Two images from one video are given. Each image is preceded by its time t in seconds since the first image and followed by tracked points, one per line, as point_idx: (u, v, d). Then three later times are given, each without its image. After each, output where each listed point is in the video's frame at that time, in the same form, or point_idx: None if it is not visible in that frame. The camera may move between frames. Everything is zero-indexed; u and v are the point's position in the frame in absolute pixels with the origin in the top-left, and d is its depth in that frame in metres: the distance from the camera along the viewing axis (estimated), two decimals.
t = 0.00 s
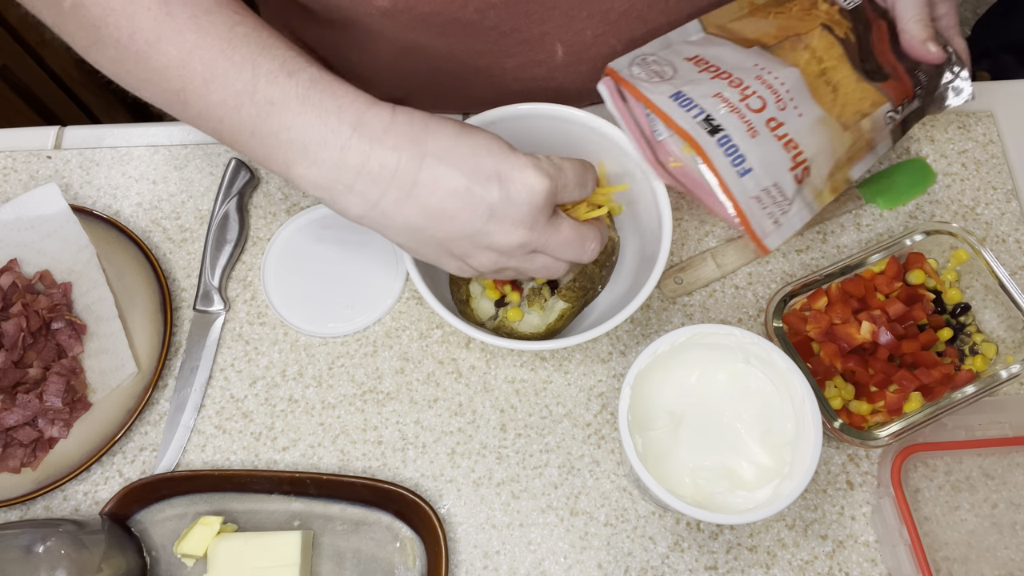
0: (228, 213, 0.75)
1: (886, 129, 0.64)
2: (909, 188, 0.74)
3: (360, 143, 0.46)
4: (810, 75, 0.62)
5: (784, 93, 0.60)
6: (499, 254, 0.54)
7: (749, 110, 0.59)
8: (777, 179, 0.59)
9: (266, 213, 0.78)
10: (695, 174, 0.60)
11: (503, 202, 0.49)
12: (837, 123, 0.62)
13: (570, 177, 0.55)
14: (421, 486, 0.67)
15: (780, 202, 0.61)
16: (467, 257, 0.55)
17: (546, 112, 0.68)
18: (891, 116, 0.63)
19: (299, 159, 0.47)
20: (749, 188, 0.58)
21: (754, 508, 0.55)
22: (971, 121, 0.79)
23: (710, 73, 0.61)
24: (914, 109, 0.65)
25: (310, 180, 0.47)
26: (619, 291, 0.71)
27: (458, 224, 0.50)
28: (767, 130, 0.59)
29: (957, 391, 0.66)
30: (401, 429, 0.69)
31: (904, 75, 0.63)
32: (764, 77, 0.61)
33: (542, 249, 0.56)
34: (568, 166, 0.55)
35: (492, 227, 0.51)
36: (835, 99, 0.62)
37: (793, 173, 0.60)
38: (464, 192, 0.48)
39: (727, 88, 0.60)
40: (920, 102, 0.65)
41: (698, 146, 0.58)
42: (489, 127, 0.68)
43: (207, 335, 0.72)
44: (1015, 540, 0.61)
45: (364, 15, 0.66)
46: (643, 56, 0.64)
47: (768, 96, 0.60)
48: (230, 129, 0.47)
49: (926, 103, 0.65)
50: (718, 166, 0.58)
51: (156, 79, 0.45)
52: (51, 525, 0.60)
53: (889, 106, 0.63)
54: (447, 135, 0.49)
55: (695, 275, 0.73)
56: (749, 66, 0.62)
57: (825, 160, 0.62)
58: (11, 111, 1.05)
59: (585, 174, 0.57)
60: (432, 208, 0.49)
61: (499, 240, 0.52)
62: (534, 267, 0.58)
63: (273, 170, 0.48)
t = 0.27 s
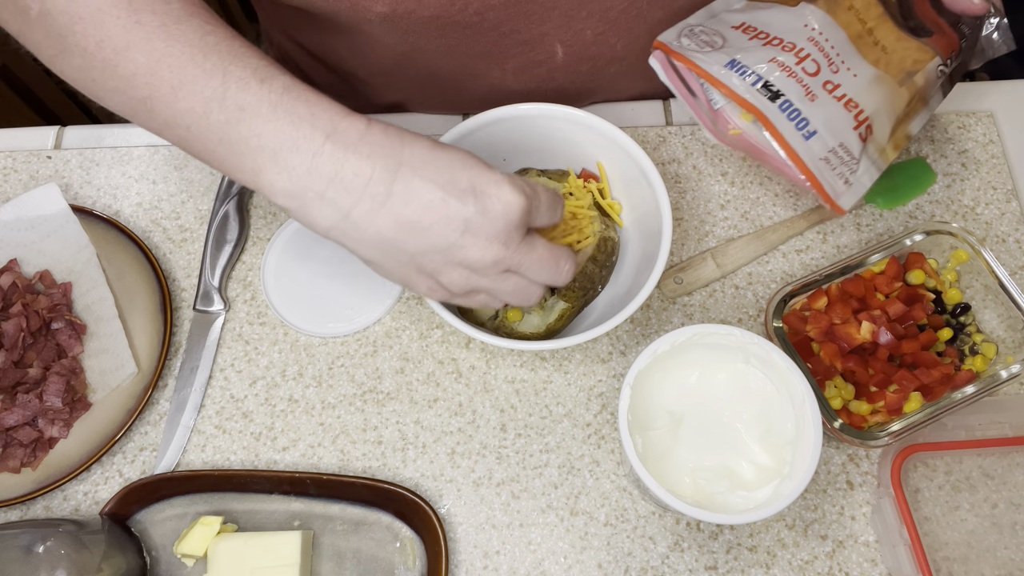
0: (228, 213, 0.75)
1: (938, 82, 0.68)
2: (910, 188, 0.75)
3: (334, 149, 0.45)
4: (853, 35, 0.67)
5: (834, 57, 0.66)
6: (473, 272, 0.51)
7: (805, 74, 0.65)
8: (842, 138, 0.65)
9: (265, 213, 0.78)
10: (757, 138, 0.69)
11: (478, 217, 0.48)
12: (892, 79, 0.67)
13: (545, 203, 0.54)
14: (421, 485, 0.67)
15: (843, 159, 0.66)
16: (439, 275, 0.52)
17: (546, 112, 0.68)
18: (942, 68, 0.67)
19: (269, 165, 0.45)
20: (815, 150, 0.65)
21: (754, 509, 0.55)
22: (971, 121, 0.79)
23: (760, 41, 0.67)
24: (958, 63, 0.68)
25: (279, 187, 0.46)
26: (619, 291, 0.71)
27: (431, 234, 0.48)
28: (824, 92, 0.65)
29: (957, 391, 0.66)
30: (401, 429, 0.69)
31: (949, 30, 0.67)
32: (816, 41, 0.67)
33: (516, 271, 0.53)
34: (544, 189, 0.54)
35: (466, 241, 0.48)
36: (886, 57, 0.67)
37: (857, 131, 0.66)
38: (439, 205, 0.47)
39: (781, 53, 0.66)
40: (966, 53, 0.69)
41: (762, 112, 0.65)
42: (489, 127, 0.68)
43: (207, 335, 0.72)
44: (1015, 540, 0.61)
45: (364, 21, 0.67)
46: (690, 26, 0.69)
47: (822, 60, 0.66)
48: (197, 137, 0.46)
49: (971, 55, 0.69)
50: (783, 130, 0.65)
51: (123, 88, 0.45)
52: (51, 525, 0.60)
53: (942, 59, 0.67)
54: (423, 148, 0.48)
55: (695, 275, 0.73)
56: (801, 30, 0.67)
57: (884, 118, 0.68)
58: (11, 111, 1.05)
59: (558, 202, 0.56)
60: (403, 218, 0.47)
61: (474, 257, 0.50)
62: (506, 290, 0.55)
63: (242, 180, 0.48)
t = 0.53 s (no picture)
0: (228, 213, 0.75)
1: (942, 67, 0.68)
2: (910, 188, 0.75)
3: (316, 150, 0.46)
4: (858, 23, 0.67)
5: (841, 43, 0.66)
6: (446, 289, 0.51)
7: (813, 60, 0.65)
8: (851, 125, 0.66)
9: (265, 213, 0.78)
10: (767, 125, 0.70)
11: (458, 231, 0.49)
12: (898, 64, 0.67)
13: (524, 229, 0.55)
14: (421, 485, 0.67)
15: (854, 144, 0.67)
16: (412, 290, 0.52)
17: (546, 112, 0.68)
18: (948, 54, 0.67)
19: (246, 163, 0.46)
20: (825, 136, 0.66)
21: (754, 509, 0.55)
22: (971, 122, 0.79)
23: (767, 29, 0.68)
24: (962, 48, 0.69)
25: (255, 186, 0.46)
26: (619, 291, 0.71)
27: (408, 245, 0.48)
28: (834, 79, 0.65)
29: (957, 391, 0.66)
30: (401, 429, 0.69)
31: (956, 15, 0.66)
32: (823, 28, 0.66)
33: (487, 293, 0.54)
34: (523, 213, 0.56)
35: (443, 256, 0.49)
36: (892, 45, 0.67)
37: (867, 117, 0.66)
38: (420, 216, 0.48)
39: (788, 40, 0.66)
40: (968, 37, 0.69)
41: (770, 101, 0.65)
42: (489, 128, 0.68)
43: (207, 335, 0.72)
44: (1015, 540, 0.61)
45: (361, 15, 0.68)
46: (695, 16, 0.70)
47: (828, 47, 0.66)
48: (175, 134, 0.46)
49: (973, 38, 0.70)
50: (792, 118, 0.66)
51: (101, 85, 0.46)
52: (51, 525, 0.60)
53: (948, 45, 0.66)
54: (407, 160, 0.50)
55: (695, 275, 0.73)
56: (808, 17, 0.67)
57: (893, 104, 0.67)
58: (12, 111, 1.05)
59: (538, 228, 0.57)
60: (382, 226, 0.47)
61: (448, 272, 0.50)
62: (476, 311, 0.55)
63: (218, 178, 0.48)
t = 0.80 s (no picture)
0: (228, 213, 0.75)
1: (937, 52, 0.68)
2: (910, 187, 0.74)
3: (327, 133, 0.46)
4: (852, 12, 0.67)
5: (836, 32, 0.66)
6: (446, 283, 0.52)
7: (809, 49, 0.66)
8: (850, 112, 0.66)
9: (266, 213, 0.78)
10: (767, 114, 0.70)
11: (464, 226, 0.49)
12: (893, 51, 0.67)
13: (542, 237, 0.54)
14: (421, 486, 0.67)
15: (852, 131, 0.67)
16: (413, 283, 0.52)
17: (546, 112, 0.68)
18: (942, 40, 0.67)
19: (255, 143, 0.46)
20: (824, 123, 0.66)
21: (754, 508, 0.55)
22: (970, 122, 0.79)
23: (763, 18, 0.68)
24: (957, 36, 0.69)
25: (263, 167, 0.46)
26: (618, 291, 0.71)
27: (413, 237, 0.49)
28: (830, 67, 0.66)
29: (957, 391, 0.66)
30: (401, 429, 0.69)
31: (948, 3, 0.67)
32: (818, 17, 0.67)
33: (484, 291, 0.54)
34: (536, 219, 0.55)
35: (447, 250, 0.49)
36: (887, 32, 0.67)
37: (865, 105, 0.66)
38: (427, 208, 0.48)
39: (784, 29, 0.66)
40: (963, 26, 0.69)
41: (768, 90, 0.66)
42: (489, 128, 0.68)
43: (207, 335, 0.72)
44: (1015, 540, 0.61)
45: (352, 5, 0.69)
46: (690, 6, 0.70)
47: (824, 36, 0.66)
48: (181, 117, 0.46)
49: (967, 27, 0.70)
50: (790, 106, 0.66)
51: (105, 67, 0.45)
52: (51, 525, 0.60)
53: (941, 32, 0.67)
54: (417, 152, 0.50)
55: (695, 274, 0.73)
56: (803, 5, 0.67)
57: (890, 90, 0.67)
58: (12, 112, 1.05)
59: (560, 244, 0.55)
60: (388, 214, 0.48)
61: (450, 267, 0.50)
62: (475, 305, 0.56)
63: (224, 161, 0.48)
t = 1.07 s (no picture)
0: (228, 213, 0.75)
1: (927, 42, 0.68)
2: (910, 188, 0.74)
3: (318, 132, 0.46)
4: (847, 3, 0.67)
5: (831, 17, 0.66)
6: (439, 281, 0.52)
7: (805, 33, 0.65)
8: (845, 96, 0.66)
9: (266, 213, 0.78)
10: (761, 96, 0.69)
11: (455, 224, 0.49)
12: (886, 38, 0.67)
13: (536, 234, 0.54)
14: (421, 486, 0.67)
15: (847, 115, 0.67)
16: (405, 279, 0.52)
17: (546, 112, 0.68)
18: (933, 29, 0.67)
19: (248, 143, 0.46)
20: (819, 106, 0.66)
21: (754, 508, 0.55)
22: (971, 121, 0.79)
23: (759, 2, 0.67)
24: (945, 26, 0.70)
25: (256, 166, 0.46)
26: (618, 291, 0.71)
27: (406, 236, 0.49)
28: (825, 52, 0.66)
29: (957, 391, 0.66)
30: (401, 429, 0.69)
31: None
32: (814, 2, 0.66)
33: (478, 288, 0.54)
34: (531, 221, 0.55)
35: (438, 247, 0.49)
36: (879, 21, 0.67)
37: (859, 90, 0.66)
38: (419, 205, 0.48)
39: (780, 13, 0.66)
40: (950, 17, 0.70)
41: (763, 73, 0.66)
42: (489, 128, 0.68)
43: (207, 335, 0.72)
44: (1015, 540, 0.61)
45: None
46: None
47: (819, 21, 0.66)
48: (177, 115, 0.46)
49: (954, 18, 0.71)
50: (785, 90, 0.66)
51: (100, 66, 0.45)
52: (51, 525, 0.60)
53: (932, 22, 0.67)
54: (410, 149, 0.50)
55: (695, 275, 0.73)
56: None
57: (883, 77, 0.68)
58: (12, 112, 1.05)
59: (552, 243, 0.55)
60: (381, 211, 0.48)
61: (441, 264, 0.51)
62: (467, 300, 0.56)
63: (218, 161, 0.48)
